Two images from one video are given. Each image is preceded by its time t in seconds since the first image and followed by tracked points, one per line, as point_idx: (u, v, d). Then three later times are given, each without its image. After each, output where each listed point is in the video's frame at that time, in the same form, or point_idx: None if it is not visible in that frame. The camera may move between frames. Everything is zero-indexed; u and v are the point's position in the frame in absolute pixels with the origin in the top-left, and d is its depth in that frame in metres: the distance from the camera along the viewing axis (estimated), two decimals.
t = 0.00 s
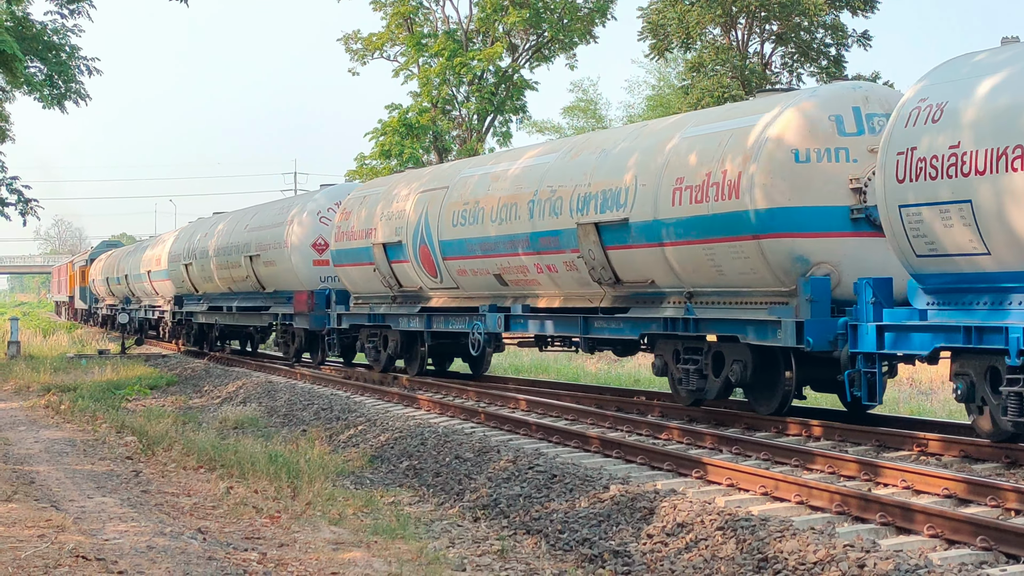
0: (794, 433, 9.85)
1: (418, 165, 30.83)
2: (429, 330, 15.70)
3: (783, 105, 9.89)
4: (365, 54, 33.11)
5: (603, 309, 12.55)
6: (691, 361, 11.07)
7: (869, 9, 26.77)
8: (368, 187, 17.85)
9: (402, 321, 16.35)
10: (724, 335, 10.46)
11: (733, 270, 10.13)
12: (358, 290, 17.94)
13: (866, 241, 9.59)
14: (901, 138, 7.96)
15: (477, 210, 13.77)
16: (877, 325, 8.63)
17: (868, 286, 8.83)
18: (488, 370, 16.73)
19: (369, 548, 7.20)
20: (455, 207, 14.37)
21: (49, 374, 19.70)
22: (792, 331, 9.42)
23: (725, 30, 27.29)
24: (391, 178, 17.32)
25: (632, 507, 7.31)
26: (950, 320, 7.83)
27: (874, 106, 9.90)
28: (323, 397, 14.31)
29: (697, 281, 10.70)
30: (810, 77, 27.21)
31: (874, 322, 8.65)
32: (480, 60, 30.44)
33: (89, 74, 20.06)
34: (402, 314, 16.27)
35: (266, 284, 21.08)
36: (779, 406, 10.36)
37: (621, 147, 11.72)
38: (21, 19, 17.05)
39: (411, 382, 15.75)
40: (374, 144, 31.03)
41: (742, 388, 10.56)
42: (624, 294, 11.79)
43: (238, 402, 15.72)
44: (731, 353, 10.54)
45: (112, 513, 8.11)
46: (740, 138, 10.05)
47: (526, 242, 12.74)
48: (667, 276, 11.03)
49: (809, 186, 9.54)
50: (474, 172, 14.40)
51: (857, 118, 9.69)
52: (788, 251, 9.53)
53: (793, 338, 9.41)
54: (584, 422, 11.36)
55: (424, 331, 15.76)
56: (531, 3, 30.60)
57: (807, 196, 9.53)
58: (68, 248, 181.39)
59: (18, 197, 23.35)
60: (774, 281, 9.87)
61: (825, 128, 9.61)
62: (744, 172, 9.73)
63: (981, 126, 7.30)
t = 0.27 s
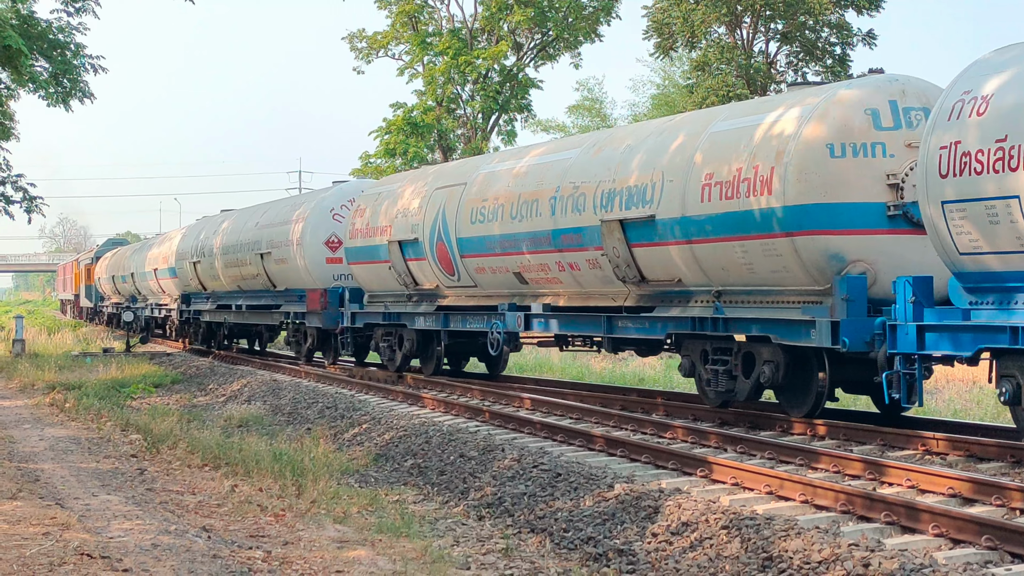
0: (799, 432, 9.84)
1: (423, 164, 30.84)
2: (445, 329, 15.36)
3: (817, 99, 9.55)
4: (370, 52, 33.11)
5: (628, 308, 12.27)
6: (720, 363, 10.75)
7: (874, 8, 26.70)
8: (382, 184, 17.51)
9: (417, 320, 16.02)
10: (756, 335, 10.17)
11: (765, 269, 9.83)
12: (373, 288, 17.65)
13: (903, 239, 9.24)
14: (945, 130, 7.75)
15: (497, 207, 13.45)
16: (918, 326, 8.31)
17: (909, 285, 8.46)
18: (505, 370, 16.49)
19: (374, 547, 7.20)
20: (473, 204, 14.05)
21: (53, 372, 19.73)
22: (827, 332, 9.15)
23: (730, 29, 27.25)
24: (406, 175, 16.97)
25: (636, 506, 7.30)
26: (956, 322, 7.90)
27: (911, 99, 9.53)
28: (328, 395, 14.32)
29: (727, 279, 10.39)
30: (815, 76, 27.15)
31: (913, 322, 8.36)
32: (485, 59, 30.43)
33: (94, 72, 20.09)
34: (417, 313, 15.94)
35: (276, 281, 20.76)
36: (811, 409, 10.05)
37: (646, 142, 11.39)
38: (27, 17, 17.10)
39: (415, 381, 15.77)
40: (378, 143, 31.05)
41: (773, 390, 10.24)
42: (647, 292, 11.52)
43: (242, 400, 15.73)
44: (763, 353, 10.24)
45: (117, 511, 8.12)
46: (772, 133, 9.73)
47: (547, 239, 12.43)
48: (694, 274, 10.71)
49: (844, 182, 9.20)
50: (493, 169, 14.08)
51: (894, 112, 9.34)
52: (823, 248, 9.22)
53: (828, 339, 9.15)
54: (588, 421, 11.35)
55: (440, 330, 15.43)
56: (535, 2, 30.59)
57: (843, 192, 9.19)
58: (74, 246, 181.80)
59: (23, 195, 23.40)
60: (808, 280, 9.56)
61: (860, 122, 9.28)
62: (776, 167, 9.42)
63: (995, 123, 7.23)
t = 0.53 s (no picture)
0: (802, 431, 9.84)
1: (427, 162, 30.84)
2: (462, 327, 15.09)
3: (852, 92, 9.23)
4: (374, 50, 33.11)
5: (652, 307, 12.00)
6: (750, 364, 10.47)
7: (879, 7, 26.64)
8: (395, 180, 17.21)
9: (433, 318, 15.77)
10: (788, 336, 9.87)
11: (797, 266, 9.54)
12: (387, 285, 17.39)
13: (942, 237, 8.93)
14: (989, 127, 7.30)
15: (515, 203, 13.15)
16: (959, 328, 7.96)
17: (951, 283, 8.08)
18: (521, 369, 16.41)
19: (376, 545, 7.20)
20: (490, 201, 13.76)
21: (57, 370, 19.76)
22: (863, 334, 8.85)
23: (734, 28, 27.21)
24: (420, 171, 16.67)
25: (639, 504, 7.30)
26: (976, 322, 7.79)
27: (949, 93, 9.22)
28: (331, 394, 14.32)
29: (757, 277, 10.10)
30: (820, 75, 27.10)
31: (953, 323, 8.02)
32: (489, 57, 30.42)
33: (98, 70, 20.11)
34: (433, 312, 15.69)
35: (287, 278, 20.49)
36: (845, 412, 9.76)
37: (672, 137, 11.08)
38: (31, 15, 17.13)
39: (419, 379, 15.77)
40: (382, 141, 31.06)
41: (804, 392, 9.98)
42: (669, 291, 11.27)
43: (246, 398, 15.74)
44: (795, 355, 9.94)
45: (120, 509, 8.13)
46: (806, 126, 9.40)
47: (568, 237, 12.14)
48: (722, 273, 10.42)
49: (881, 178, 8.88)
50: (511, 164, 13.79)
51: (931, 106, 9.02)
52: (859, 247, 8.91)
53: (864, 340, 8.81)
54: (591, 420, 11.35)
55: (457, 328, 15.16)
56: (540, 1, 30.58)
57: (880, 188, 8.88)
58: (78, 244, 182.10)
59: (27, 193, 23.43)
60: (843, 280, 9.23)
61: (898, 116, 8.96)
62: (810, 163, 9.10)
63: None
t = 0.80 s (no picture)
0: (800, 431, 9.84)
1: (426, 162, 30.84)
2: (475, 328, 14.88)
3: (885, 86, 8.94)
4: (374, 50, 33.11)
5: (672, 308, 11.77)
6: (775, 366, 10.15)
7: (878, 7, 26.64)
8: (404, 178, 16.90)
9: (445, 319, 15.56)
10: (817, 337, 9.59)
11: (826, 266, 9.26)
12: (396, 285, 17.15)
13: (978, 237, 8.60)
14: None
15: (531, 201, 12.86)
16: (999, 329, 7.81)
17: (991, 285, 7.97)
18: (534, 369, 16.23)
19: (375, 545, 7.20)
20: (504, 198, 13.48)
21: (56, 369, 19.75)
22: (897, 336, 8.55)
23: (734, 28, 27.22)
24: (431, 169, 16.37)
25: (638, 504, 7.30)
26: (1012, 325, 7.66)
27: (985, 88, 8.92)
28: (330, 393, 14.32)
29: (785, 277, 9.82)
30: (819, 75, 27.10)
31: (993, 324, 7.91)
32: (489, 57, 30.42)
33: (98, 68, 20.08)
34: (445, 312, 15.46)
35: (292, 277, 20.26)
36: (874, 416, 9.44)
37: (693, 133, 10.79)
38: (30, 14, 17.11)
39: (418, 378, 15.77)
40: (381, 141, 31.06)
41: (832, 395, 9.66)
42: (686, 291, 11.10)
43: (244, 398, 15.73)
44: (823, 357, 9.62)
45: (118, 508, 8.12)
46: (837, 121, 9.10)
47: (586, 235, 11.87)
48: (748, 271, 10.14)
49: (915, 175, 8.59)
50: (526, 161, 13.50)
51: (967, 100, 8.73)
52: (892, 246, 8.61)
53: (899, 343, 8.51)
54: (590, 419, 11.34)
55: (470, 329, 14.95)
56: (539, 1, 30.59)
57: (914, 185, 8.58)
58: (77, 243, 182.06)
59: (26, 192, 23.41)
60: (875, 279, 8.94)
61: (932, 111, 8.67)
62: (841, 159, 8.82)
63: None
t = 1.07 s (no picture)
0: (797, 432, 9.85)
1: (422, 162, 30.82)
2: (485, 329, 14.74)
3: (917, 80, 8.70)
4: (370, 50, 33.09)
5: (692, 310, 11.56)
6: (802, 369, 9.90)
7: (874, 8, 26.67)
8: (411, 176, 16.65)
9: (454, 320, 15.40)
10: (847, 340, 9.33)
11: (853, 266, 9.01)
12: (402, 284, 16.90)
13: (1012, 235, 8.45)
14: None
15: (544, 198, 12.60)
16: None
17: None
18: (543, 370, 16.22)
19: (370, 545, 7.20)
20: (516, 196, 13.24)
21: (51, 369, 19.72)
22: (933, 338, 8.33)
23: (729, 28, 27.24)
24: (438, 167, 16.13)
25: (634, 505, 7.30)
26: None
27: (1020, 82, 8.73)
28: (326, 393, 14.31)
29: (809, 277, 9.57)
30: (814, 76, 27.12)
31: None
32: (485, 57, 30.41)
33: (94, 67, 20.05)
34: (454, 312, 15.31)
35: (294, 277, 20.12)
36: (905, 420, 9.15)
37: (714, 128, 10.54)
38: (24, 14, 17.12)
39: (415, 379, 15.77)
40: (377, 141, 31.04)
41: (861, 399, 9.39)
42: (698, 292, 10.97)
43: (240, 398, 15.71)
44: (852, 360, 9.35)
45: (113, 508, 8.11)
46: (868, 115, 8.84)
47: (603, 233, 11.61)
48: (769, 271, 9.90)
49: (950, 172, 8.37)
50: (538, 158, 13.24)
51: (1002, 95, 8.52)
52: (925, 245, 8.38)
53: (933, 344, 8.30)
54: (586, 420, 11.34)
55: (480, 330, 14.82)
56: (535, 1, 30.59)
57: (948, 182, 8.36)
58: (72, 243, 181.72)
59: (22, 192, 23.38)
60: (906, 282, 8.68)
61: (967, 106, 8.44)
62: (872, 155, 8.56)
63: None
